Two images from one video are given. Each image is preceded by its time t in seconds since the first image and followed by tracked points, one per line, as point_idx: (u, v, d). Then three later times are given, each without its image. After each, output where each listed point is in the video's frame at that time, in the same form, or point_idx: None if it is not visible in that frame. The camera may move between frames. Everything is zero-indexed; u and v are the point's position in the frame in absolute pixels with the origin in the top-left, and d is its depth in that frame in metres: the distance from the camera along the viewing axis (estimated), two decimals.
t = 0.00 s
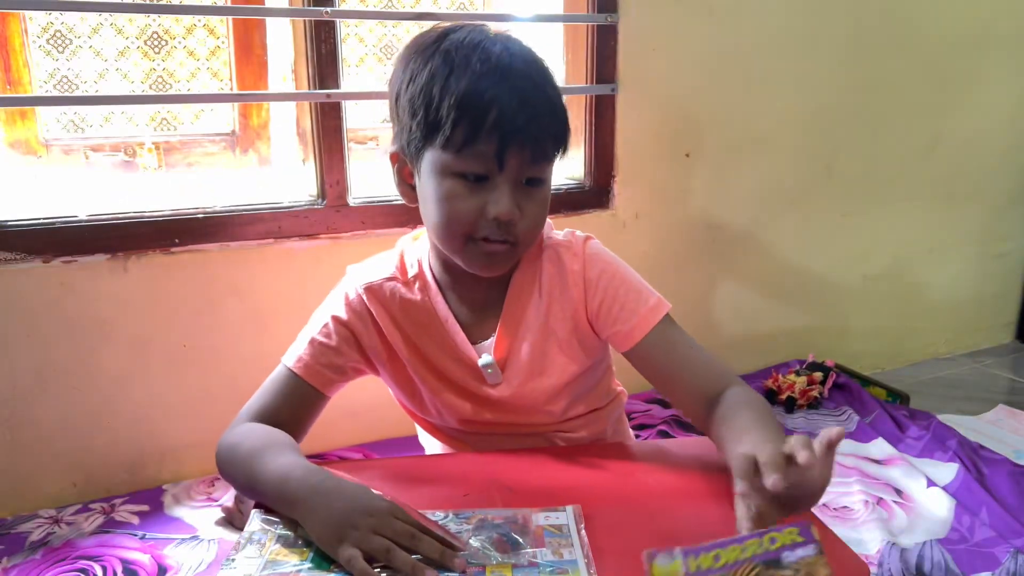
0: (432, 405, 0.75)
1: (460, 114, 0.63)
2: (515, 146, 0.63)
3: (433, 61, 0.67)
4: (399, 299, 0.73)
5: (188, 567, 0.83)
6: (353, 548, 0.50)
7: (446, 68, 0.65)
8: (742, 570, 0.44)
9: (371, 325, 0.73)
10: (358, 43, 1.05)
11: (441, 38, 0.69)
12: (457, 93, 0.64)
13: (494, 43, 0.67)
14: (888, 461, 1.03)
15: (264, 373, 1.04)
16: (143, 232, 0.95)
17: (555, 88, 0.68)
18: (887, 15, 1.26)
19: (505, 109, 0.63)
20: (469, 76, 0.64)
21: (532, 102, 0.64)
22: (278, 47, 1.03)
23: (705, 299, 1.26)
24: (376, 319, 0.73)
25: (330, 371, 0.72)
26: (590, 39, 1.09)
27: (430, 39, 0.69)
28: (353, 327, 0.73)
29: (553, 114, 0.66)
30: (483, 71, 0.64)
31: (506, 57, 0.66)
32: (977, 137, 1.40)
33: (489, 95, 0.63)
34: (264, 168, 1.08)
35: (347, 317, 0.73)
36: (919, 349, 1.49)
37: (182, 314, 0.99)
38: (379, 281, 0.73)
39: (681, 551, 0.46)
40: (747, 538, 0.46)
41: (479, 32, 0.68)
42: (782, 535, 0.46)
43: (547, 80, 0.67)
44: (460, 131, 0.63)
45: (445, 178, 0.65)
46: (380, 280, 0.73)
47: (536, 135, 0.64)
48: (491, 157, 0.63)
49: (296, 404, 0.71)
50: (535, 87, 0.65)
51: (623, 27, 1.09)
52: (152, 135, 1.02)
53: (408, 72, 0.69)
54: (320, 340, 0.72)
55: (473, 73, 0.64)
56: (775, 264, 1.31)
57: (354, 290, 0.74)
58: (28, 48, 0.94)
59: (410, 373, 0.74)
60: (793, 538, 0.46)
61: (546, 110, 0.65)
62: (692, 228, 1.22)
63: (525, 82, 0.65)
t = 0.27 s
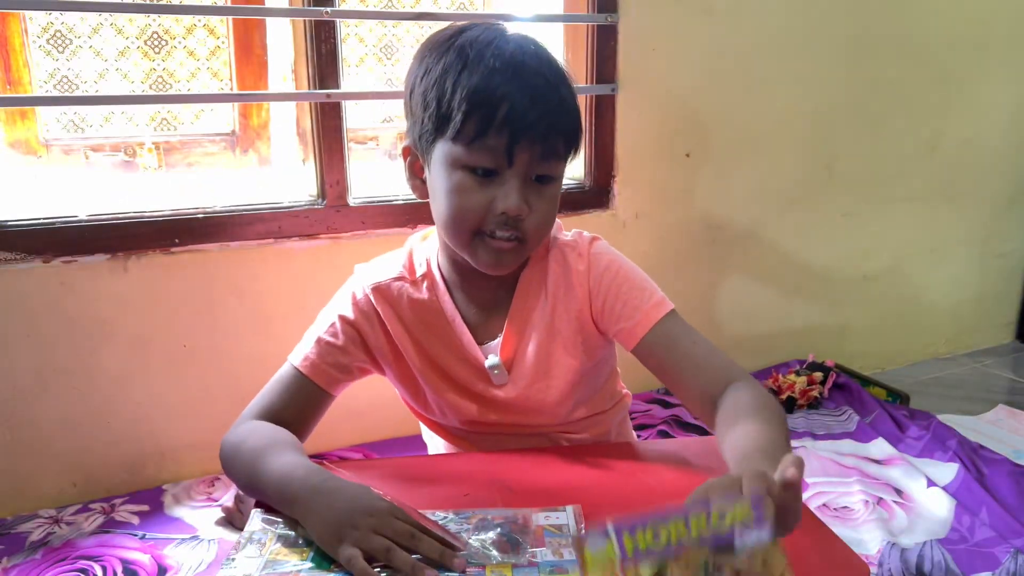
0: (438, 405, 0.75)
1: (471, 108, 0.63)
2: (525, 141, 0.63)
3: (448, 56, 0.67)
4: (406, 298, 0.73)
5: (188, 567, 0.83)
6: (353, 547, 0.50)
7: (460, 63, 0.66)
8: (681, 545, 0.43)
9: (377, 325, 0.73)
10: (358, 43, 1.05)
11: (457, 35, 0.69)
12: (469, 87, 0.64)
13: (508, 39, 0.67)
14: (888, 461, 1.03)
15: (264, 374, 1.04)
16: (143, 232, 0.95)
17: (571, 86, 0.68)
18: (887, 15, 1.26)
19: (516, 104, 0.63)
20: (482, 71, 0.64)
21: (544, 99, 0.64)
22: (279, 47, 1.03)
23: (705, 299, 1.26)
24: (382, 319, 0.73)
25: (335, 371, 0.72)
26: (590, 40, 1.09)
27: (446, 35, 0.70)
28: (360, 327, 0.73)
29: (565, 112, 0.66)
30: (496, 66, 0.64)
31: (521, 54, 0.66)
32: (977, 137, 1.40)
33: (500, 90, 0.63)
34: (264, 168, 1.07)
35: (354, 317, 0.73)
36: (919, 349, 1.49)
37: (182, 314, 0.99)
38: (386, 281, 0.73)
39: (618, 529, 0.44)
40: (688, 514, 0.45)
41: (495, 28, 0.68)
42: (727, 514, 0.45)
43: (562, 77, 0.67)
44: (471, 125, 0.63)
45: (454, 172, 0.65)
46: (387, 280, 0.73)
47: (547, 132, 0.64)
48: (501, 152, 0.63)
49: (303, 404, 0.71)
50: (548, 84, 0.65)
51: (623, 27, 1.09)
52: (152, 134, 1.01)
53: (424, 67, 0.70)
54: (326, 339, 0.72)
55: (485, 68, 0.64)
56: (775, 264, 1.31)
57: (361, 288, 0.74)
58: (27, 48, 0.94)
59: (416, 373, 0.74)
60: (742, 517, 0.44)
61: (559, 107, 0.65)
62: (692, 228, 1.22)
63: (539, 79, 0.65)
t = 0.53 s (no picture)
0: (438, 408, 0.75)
1: (463, 100, 0.63)
2: (519, 132, 0.62)
3: (441, 59, 0.68)
4: (406, 300, 0.73)
5: (188, 567, 0.83)
6: (351, 548, 0.50)
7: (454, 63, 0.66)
8: (598, 272, 0.37)
9: (376, 327, 0.74)
10: (358, 43, 1.05)
11: (451, 41, 0.70)
12: (462, 82, 0.64)
13: (502, 43, 0.68)
14: (888, 461, 1.03)
15: (263, 374, 1.04)
16: (143, 232, 0.95)
17: (564, 89, 0.68)
18: (887, 15, 1.26)
19: (507, 97, 0.62)
20: (475, 68, 0.65)
21: (539, 96, 0.64)
22: (278, 47, 1.03)
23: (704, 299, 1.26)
24: (382, 322, 0.74)
25: (335, 372, 0.72)
26: (590, 40, 1.09)
27: (441, 42, 0.71)
28: (359, 329, 0.73)
29: (559, 108, 0.66)
30: (489, 65, 0.65)
31: (514, 55, 0.67)
32: (977, 137, 1.40)
33: (493, 83, 0.63)
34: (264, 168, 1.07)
35: (353, 319, 0.73)
36: (919, 349, 1.49)
37: (181, 314, 0.99)
38: (386, 283, 0.74)
39: (505, 183, 0.35)
40: (612, 179, 0.36)
41: (489, 34, 0.70)
42: (685, 184, 0.37)
43: (556, 79, 0.68)
44: (464, 116, 0.63)
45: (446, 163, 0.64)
46: (386, 282, 0.74)
47: (540, 126, 0.63)
48: (493, 142, 0.62)
49: (301, 407, 0.71)
50: (543, 83, 0.66)
51: (623, 27, 1.09)
52: (152, 134, 1.02)
53: (422, 70, 0.71)
54: (326, 342, 0.72)
55: (479, 65, 0.65)
56: (775, 265, 1.31)
57: (361, 290, 0.74)
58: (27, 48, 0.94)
59: (415, 375, 0.75)
60: (699, 199, 0.37)
61: (553, 105, 0.65)
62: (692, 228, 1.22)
63: (533, 77, 0.65)
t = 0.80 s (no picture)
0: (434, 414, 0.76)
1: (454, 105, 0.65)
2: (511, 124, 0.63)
3: (433, 59, 0.69)
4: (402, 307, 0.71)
5: (185, 569, 0.82)
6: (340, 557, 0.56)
7: (445, 63, 0.68)
8: (496, 217, 0.44)
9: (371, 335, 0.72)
10: (356, 41, 1.04)
11: (444, 42, 0.71)
12: (454, 82, 0.66)
13: (492, 48, 0.69)
14: (891, 463, 1.02)
15: (261, 376, 1.04)
16: (140, 232, 0.94)
17: (555, 84, 0.69)
18: (889, 13, 1.25)
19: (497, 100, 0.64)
20: (466, 67, 0.66)
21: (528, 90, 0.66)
22: (276, 45, 1.02)
23: (705, 300, 1.26)
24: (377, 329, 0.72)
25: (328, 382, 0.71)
26: (590, 38, 1.09)
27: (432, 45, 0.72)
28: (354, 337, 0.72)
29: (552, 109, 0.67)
30: (479, 64, 0.66)
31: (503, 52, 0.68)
32: (979, 136, 1.39)
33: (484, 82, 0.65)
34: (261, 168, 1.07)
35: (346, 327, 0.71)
36: (922, 349, 1.48)
37: (179, 314, 0.98)
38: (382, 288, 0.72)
39: (390, 113, 0.42)
40: (512, 117, 0.43)
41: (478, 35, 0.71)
42: (599, 122, 0.44)
43: (546, 74, 0.69)
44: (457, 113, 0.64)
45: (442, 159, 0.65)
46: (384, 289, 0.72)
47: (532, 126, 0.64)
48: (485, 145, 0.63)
49: (294, 414, 0.71)
50: (534, 84, 0.66)
51: (624, 25, 1.08)
52: (150, 134, 1.01)
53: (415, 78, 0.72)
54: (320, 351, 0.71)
55: (469, 64, 0.66)
56: (776, 265, 1.30)
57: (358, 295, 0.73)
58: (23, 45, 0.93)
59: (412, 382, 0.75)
60: (613, 147, 0.45)
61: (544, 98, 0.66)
62: (694, 228, 1.21)
63: (523, 72, 0.67)
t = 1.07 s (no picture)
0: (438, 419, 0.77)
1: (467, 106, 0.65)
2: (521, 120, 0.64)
3: (448, 59, 0.70)
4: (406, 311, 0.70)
5: (183, 570, 0.81)
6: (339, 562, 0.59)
7: (459, 63, 0.68)
8: (513, 224, 0.44)
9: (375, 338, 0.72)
10: (355, 39, 1.04)
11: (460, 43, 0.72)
12: (467, 82, 0.66)
13: (505, 46, 0.68)
14: (892, 463, 1.01)
15: (260, 376, 1.03)
16: (139, 232, 0.93)
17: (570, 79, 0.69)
18: (891, 12, 1.25)
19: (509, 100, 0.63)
20: (478, 65, 0.66)
21: (541, 85, 0.65)
22: (275, 44, 1.01)
23: (706, 300, 1.25)
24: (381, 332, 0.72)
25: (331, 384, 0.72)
26: (591, 35, 1.08)
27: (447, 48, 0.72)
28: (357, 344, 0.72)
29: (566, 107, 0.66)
30: (492, 61, 0.66)
31: (517, 50, 0.68)
32: (981, 136, 1.39)
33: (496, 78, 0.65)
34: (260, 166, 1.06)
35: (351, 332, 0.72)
36: (924, 349, 1.48)
37: (178, 314, 0.97)
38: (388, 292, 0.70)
39: (410, 120, 0.42)
40: (530, 126, 0.43)
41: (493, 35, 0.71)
42: (615, 132, 0.44)
43: (560, 69, 0.68)
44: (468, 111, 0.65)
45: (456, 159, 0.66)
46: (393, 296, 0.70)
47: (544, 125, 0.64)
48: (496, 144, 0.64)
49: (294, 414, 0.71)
50: (547, 82, 0.66)
51: (624, 24, 1.08)
52: (148, 134, 1.00)
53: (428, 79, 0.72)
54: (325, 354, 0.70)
55: (481, 63, 0.66)
56: (778, 265, 1.29)
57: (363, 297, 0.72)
58: (21, 44, 0.93)
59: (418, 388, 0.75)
60: (628, 155, 0.44)
61: (558, 92, 0.66)
62: (695, 228, 1.21)
63: (536, 69, 0.66)
